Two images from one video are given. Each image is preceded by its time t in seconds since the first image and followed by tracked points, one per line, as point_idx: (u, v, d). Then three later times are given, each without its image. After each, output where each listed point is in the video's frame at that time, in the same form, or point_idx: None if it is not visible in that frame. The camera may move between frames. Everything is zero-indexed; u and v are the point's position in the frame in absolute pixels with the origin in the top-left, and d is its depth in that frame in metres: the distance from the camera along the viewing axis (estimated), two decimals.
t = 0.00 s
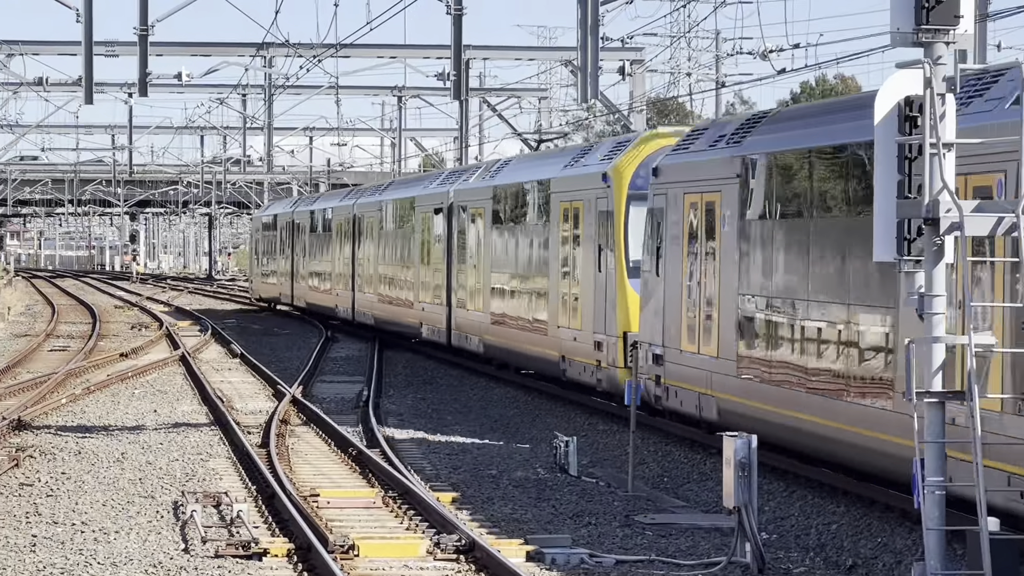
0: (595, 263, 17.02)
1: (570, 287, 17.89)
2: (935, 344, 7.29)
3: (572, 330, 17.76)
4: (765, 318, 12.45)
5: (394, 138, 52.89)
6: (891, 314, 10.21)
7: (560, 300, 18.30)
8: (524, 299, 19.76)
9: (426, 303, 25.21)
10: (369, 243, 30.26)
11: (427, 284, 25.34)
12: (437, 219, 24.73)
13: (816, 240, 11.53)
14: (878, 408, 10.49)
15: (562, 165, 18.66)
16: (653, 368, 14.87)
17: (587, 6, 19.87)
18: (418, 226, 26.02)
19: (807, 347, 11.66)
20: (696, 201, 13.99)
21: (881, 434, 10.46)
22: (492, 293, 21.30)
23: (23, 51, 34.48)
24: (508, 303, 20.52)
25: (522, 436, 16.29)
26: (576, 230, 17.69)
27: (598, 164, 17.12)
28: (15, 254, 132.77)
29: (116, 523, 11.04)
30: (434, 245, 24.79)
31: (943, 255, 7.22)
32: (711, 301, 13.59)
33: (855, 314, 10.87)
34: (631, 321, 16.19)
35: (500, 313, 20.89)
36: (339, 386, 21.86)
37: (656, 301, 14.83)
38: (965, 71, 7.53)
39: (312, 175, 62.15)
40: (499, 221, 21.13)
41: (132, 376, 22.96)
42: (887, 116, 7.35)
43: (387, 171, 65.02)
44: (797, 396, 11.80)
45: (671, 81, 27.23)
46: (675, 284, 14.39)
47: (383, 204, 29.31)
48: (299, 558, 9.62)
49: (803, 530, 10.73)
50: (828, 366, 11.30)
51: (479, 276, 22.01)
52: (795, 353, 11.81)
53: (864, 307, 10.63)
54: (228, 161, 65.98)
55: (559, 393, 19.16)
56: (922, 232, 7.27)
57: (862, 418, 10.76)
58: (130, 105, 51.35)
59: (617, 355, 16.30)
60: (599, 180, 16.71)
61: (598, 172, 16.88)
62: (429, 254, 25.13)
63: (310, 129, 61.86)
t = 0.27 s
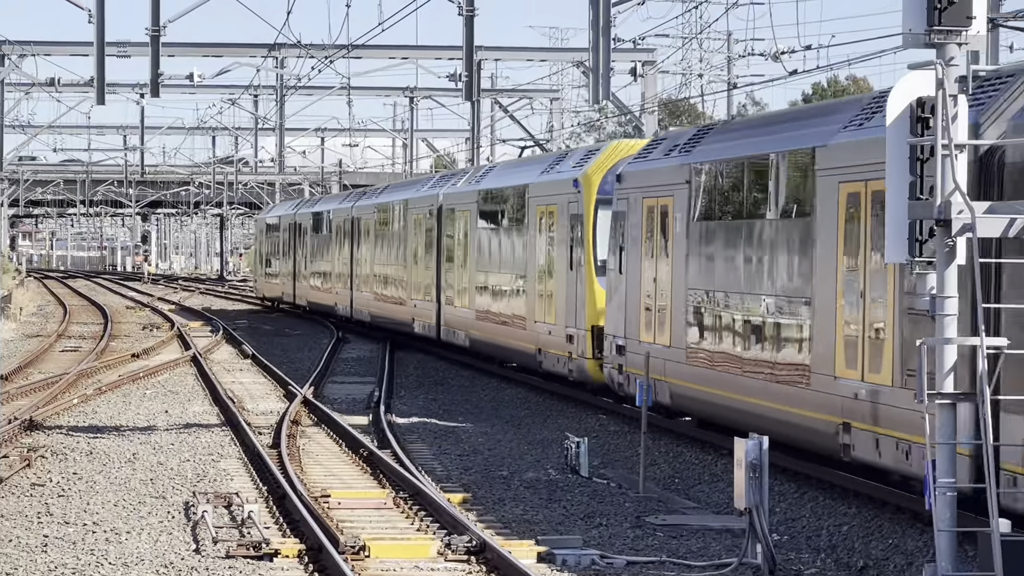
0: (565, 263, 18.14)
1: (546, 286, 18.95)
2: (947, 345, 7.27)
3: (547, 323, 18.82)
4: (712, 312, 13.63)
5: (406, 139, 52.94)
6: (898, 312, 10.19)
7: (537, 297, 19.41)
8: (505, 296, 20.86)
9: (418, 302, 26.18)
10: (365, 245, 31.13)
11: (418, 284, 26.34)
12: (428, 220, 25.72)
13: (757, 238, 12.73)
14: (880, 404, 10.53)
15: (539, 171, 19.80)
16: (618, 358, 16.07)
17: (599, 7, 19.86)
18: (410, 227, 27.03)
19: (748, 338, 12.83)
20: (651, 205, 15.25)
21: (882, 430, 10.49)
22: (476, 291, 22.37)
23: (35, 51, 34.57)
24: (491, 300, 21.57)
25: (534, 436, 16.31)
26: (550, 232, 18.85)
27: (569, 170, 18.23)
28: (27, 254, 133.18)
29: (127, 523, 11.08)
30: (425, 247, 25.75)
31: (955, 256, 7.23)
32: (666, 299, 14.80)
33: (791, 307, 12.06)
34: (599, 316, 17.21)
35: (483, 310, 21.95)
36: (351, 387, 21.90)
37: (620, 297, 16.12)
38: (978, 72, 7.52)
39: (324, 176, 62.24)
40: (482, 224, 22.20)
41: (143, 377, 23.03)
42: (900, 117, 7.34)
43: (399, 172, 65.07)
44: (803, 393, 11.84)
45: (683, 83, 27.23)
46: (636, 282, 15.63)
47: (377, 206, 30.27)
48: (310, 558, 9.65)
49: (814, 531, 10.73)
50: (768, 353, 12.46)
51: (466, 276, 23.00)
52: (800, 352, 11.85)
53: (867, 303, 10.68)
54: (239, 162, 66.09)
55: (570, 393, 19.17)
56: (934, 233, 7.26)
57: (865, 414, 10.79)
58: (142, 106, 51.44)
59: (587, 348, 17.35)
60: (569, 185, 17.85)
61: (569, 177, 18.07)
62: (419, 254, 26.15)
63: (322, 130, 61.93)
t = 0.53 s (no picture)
0: (540, 261, 19.44)
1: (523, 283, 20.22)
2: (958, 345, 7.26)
3: (526, 317, 20.00)
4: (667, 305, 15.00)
5: (417, 138, 52.99)
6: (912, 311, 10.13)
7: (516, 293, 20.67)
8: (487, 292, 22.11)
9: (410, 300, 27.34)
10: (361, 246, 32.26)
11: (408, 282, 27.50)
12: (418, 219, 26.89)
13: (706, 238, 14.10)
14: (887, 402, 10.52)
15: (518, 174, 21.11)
16: (589, 348, 17.48)
17: (610, 8, 19.83)
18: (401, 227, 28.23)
19: (697, 327, 14.22)
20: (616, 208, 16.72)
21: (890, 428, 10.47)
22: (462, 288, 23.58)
23: (46, 51, 34.68)
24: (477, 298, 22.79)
25: (545, 436, 16.33)
26: (526, 233, 20.16)
27: (547, 175, 19.47)
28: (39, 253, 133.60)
29: (139, 522, 11.11)
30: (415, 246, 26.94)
31: (966, 256, 7.20)
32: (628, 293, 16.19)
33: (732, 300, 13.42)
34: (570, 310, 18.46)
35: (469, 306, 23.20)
36: (362, 386, 21.94)
37: (590, 292, 17.47)
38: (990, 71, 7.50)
39: (335, 175, 62.32)
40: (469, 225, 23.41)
41: (154, 376, 23.09)
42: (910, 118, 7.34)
43: (410, 171, 65.10)
44: (814, 392, 11.80)
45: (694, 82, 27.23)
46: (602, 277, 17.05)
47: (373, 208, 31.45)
48: (321, 558, 9.68)
49: (825, 531, 10.72)
50: (713, 342, 13.86)
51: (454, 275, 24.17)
52: (810, 349, 11.84)
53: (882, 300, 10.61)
54: (250, 162, 66.19)
55: (580, 392, 19.18)
56: (945, 233, 7.25)
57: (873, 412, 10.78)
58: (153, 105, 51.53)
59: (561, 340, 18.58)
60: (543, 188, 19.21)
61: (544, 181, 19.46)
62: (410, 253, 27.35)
63: (333, 129, 61.98)
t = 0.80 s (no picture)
0: (520, 261, 20.88)
1: (507, 281, 21.63)
2: (969, 347, 7.26)
3: (508, 313, 21.59)
4: (630, 299, 16.47)
5: (427, 139, 53.02)
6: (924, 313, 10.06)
7: (501, 290, 22.06)
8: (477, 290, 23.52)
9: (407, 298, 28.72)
10: (361, 247, 33.55)
11: (405, 281, 28.87)
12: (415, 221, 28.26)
13: (663, 239, 15.53)
14: (899, 403, 10.49)
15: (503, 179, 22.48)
16: (562, 341, 19.05)
17: (620, 8, 19.80)
18: (399, 228, 29.57)
19: (655, 320, 15.66)
20: (587, 211, 18.21)
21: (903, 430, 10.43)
22: (453, 286, 24.97)
23: (57, 52, 34.76)
24: (467, 295, 24.22)
25: (554, 437, 16.34)
26: (509, 235, 21.59)
27: (525, 181, 20.99)
28: (48, 253, 133.92)
29: (148, 522, 11.14)
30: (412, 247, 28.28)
31: (977, 257, 7.21)
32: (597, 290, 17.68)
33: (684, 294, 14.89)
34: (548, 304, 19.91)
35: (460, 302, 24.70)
36: (371, 387, 21.97)
37: (564, 290, 19.00)
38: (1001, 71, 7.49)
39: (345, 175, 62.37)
40: (460, 226, 24.81)
41: (163, 376, 23.14)
42: (919, 119, 7.34)
43: (419, 172, 65.12)
44: (823, 393, 11.77)
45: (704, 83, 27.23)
46: (575, 275, 18.54)
47: (373, 209, 32.80)
48: (330, 558, 9.69)
49: (835, 532, 10.72)
50: (667, 334, 15.33)
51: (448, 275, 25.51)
52: (820, 348, 11.81)
53: (889, 304, 10.66)
54: (260, 162, 66.26)
55: (589, 393, 19.20)
56: (955, 234, 7.24)
57: (885, 413, 10.76)
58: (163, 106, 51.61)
59: (539, 333, 20.01)
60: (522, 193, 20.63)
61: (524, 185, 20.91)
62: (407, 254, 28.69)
63: (342, 130, 62.02)
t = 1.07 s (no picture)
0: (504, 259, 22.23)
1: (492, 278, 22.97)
2: (977, 347, 7.27)
3: (493, 308, 23.00)
4: (599, 293, 17.85)
5: (436, 138, 53.05)
6: (936, 315, 10.02)
7: (488, 286, 23.37)
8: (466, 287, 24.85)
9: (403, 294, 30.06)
10: (362, 248, 34.86)
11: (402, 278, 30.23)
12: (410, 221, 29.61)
13: (628, 237, 16.85)
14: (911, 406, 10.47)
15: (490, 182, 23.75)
16: (541, 333, 20.45)
17: (629, 7, 19.80)
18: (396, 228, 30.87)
19: (619, 312, 17.01)
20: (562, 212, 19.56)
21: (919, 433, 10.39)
22: (444, 283, 26.32)
23: (67, 51, 34.86)
24: (457, 292, 25.56)
25: (563, 436, 16.35)
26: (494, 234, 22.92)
27: (510, 184, 22.37)
28: (59, 253, 134.28)
29: (157, 521, 11.18)
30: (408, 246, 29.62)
31: (986, 257, 7.22)
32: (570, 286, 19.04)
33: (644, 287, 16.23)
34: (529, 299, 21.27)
35: (450, 299, 26.14)
36: (380, 386, 21.99)
37: (543, 286, 20.37)
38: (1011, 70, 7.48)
39: (355, 175, 62.43)
40: (450, 226, 26.15)
41: (173, 375, 23.20)
42: (929, 119, 7.35)
43: (429, 171, 65.12)
44: (792, 384, 12.51)
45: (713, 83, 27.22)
46: (552, 271, 19.90)
47: (372, 210, 34.10)
48: (339, 557, 9.72)
49: (844, 532, 10.72)
50: (629, 325, 16.70)
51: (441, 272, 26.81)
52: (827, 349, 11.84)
53: (814, 296, 12.08)
54: (270, 162, 66.37)
55: (599, 393, 19.21)
56: (964, 233, 7.25)
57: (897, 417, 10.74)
58: (173, 106, 51.70)
59: (521, 326, 21.46)
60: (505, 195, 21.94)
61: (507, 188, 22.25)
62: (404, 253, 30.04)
63: (352, 129, 62.04)
